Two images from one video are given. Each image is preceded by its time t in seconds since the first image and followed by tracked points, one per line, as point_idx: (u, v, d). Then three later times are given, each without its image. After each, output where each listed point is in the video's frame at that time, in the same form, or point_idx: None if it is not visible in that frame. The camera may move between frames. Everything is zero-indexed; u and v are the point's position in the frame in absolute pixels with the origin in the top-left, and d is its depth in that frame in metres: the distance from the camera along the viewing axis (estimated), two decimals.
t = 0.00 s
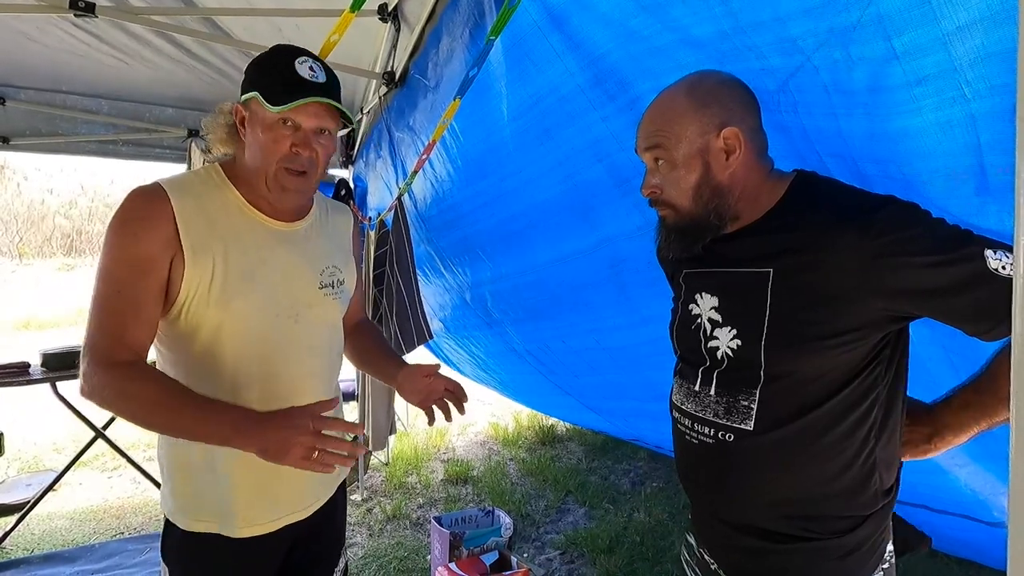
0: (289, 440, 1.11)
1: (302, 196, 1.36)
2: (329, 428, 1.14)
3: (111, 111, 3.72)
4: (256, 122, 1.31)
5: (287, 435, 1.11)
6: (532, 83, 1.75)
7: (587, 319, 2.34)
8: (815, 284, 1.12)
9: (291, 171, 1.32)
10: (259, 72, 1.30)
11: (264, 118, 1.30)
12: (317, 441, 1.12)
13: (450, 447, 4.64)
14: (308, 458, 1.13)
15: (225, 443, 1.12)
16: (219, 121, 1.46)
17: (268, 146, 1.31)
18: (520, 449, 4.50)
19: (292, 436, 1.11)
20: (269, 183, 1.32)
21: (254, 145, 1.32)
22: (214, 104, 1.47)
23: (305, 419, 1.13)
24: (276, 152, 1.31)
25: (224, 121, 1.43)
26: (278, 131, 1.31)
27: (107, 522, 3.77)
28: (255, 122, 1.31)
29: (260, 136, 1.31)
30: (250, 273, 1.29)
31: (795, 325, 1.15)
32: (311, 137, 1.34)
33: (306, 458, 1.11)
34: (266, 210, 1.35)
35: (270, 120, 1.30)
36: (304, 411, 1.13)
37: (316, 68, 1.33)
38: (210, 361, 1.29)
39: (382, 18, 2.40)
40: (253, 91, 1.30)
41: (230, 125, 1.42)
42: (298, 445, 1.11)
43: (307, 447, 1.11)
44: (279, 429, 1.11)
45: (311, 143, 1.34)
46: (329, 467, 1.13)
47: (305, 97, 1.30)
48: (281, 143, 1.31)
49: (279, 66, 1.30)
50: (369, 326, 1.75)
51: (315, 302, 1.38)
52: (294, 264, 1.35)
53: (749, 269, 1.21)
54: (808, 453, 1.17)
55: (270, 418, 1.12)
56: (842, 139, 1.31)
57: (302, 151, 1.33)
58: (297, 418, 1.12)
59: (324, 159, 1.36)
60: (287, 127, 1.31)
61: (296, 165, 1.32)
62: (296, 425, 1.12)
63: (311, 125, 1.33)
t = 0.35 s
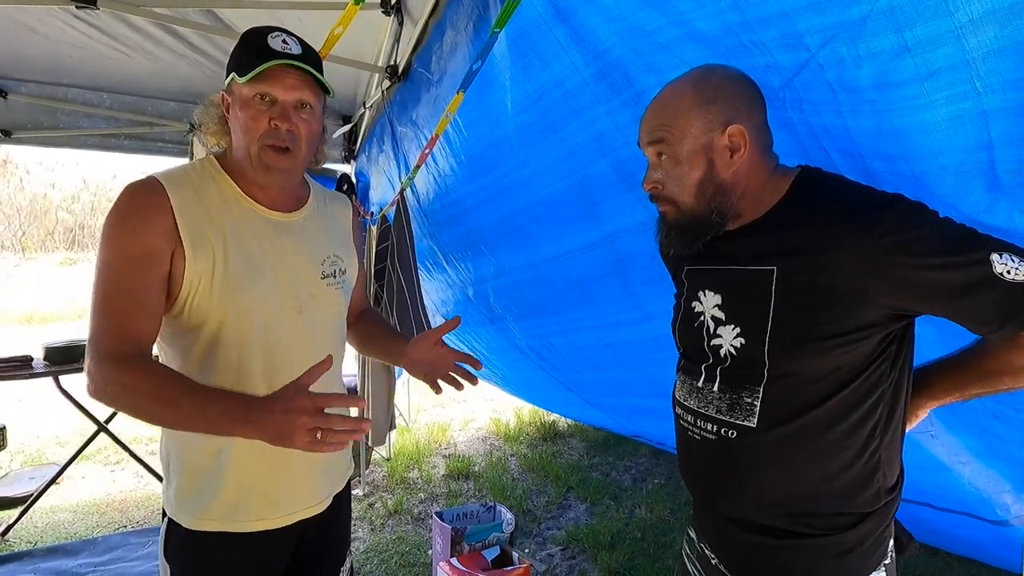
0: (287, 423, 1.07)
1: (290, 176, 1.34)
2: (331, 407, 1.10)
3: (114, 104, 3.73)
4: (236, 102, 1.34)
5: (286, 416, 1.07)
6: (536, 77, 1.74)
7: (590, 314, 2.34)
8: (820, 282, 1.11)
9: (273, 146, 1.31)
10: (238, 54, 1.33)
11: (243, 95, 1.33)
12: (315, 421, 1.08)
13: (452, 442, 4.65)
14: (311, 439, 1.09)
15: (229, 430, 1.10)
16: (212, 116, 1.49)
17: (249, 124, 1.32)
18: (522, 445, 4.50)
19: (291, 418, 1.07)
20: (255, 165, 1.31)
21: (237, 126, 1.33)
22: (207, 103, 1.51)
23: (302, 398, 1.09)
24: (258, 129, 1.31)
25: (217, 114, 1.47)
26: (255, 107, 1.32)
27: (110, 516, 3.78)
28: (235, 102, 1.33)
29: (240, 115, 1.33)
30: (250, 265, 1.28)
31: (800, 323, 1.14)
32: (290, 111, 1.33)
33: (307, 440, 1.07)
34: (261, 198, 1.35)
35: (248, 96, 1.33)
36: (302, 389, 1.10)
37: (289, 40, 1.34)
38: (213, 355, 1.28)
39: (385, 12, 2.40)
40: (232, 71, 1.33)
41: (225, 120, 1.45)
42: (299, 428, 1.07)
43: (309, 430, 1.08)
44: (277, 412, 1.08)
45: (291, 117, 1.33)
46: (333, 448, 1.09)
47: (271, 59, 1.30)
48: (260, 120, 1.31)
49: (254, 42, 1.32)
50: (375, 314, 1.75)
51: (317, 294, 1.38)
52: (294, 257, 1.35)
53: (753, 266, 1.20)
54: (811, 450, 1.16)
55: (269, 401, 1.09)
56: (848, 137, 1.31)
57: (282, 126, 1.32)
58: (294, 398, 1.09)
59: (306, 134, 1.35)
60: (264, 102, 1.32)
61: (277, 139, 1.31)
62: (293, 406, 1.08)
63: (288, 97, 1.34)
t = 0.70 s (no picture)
0: (261, 419, 1.07)
1: (290, 175, 1.33)
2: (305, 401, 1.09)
3: (114, 109, 3.73)
4: (238, 104, 1.33)
5: (260, 414, 1.07)
6: (535, 80, 1.74)
7: (591, 317, 2.33)
8: (824, 284, 1.10)
9: (274, 146, 1.30)
10: (239, 56, 1.33)
11: (243, 96, 1.32)
12: (289, 417, 1.07)
13: (453, 446, 4.64)
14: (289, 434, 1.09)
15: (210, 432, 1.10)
16: (214, 121, 1.49)
17: (249, 125, 1.31)
18: (523, 448, 4.49)
19: (265, 416, 1.07)
20: (257, 166, 1.30)
21: (238, 127, 1.33)
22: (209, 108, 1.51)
23: (275, 394, 1.08)
24: (258, 130, 1.30)
25: (220, 119, 1.47)
26: (256, 107, 1.32)
27: (111, 520, 3.77)
28: (237, 104, 1.33)
29: (241, 116, 1.32)
30: (247, 269, 1.27)
31: (804, 326, 1.13)
32: (290, 111, 1.33)
33: (283, 436, 1.07)
34: (260, 200, 1.34)
35: (248, 97, 1.32)
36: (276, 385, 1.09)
37: (290, 42, 1.34)
38: (210, 359, 1.28)
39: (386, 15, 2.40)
40: (233, 74, 1.33)
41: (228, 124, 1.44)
42: (273, 425, 1.07)
43: (284, 426, 1.07)
44: (251, 410, 1.07)
45: (291, 117, 1.33)
46: (310, 443, 1.09)
47: (268, 60, 1.30)
48: (260, 121, 1.31)
49: (254, 45, 1.32)
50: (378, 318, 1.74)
51: (317, 298, 1.37)
52: (294, 261, 1.34)
53: (756, 269, 1.20)
54: (820, 454, 1.15)
55: (244, 398, 1.09)
56: (853, 138, 1.30)
57: (282, 126, 1.32)
58: (268, 395, 1.08)
59: (307, 134, 1.35)
60: (264, 102, 1.32)
61: (278, 139, 1.30)
62: (266, 402, 1.07)
63: (289, 97, 1.33)
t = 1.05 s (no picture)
0: (257, 445, 1.08)
1: (295, 181, 1.33)
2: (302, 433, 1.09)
3: (117, 114, 3.73)
4: (242, 108, 1.33)
5: (258, 439, 1.08)
6: (536, 84, 1.74)
7: (593, 321, 2.33)
8: (834, 284, 1.10)
9: (279, 152, 1.31)
10: (244, 61, 1.33)
11: (248, 101, 1.32)
12: (285, 449, 1.08)
13: (455, 449, 4.63)
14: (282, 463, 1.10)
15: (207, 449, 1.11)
16: (218, 126, 1.49)
17: (253, 129, 1.31)
18: (525, 451, 4.49)
19: (262, 443, 1.07)
20: (262, 172, 1.31)
21: (242, 132, 1.33)
22: (213, 112, 1.51)
23: (276, 422, 1.09)
24: (262, 134, 1.30)
25: (224, 125, 1.46)
26: (260, 112, 1.32)
27: (114, 525, 3.77)
28: (241, 108, 1.33)
29: (246, 121, 1.32)
30: (249, 277, 1.27)
31: (813, 326, 1.13)
32: (295, 116, 1.33)
33: (277, 465, 1.08)
34: (265, 206, 1.35)
35: (253, 101, 1.32)
36: (278, 414, 1.09)
37: (294, 47, 1.34)
38: (212, 367, 1.28)
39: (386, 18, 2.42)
40: (239, 78, 1.33)
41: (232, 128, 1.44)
42: (269, 453, 1.07)
43: (279, 456, 1.08)
44: (250, 433, 1.08)
45: (296, 122, 1.33)
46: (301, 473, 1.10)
47: (272, 64, 1.30)
48: (265, 125, 1.31)
49: (258, 50, 1.32)
50: (380, 323, 1.73)
51: (320, 305, 1.37)
52: (297, 268, 1.34)
53: (765, 269, 1.20)
54: (830, 453, 1.14)
55: (243, 420, 1.10)
56: (863, 133, 1.30)
57: (287, 131, 1.32)
58: (269, 422, 1.08)
59: (312, 139, 1.35)
60: (269, 107, 1.32)
61: (283, 146, 1.31)
62: (265, 430, 1.08)
63: (293, 102, 1.33)
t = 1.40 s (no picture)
0: (257, 403, 1.06)
1: (297, 179, 1.33)
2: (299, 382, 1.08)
3: (119, 112, 3.74)
4: (244, 105, 1.33)
5: (256, 396, 1.06)
6: (539, 79, 1.74)
7: (595, 317, 2.32)
8: (841, 280, 1.09)
9: (281, 150, 1.30)
10: (247, 58, 1.33)
11: (251, 99, 1.32)
12: (283, 400, 1.06)
13: (459, 447, 4.64)
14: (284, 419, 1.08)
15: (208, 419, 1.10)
16: (221, 122, 1.48)
17: (255, 127, 1.30)
18: (529, 449, 4.49)
19: (261, 397, 1.06)
20: (263, 169, 1.30)
21: (245, 129, 1.33)
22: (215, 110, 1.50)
23: (272, 376, 1.07)
24: (264, 132, 1.30)
25: (227, 121, 1.46)
26: (263, 110, 1.31)
27: (118, 522, 3.78)
28: (243, 106, 1.33)
29: (249, 118, 1.32)
30: (250, 272, 1.27)
31: (819, 322, 1.12)
32: (298, 114, 1.33)
33: (278, 419, 1.06)
34: (267, 203, 1.34)
35: (257, 99, 1.32)
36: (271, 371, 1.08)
37: (297, 45, 1.34)
38: (213, 363, 1.27)
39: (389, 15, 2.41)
40: (242, 75, 1.33)
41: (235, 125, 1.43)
42: (269, 407, 1.06)
43: (279, 408, 1.06)
44: (247, 392, 1.07)
45: (299, 120, 1.33)
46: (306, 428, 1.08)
47: (275, 63, 1.30)
48: (267, 123, 1.30)
49: (261, 48, 1.31)
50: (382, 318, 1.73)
51: (321, 300, 1.37)
52: (299, 264, 1.34)
53: (772, 265, 1.19)
54: (833, 452, 1.14)
55: (241, 382, 1.09)
56: (871, 127, 1.29)
57: (289, 129, 1.31)
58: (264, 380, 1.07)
59: (314, 137, 1.34)
60: (272, 105, 1.32)
61: (285, 143, 1.30)
62: (261, 387, 1.07)
63: (296, 100, 1.33)
